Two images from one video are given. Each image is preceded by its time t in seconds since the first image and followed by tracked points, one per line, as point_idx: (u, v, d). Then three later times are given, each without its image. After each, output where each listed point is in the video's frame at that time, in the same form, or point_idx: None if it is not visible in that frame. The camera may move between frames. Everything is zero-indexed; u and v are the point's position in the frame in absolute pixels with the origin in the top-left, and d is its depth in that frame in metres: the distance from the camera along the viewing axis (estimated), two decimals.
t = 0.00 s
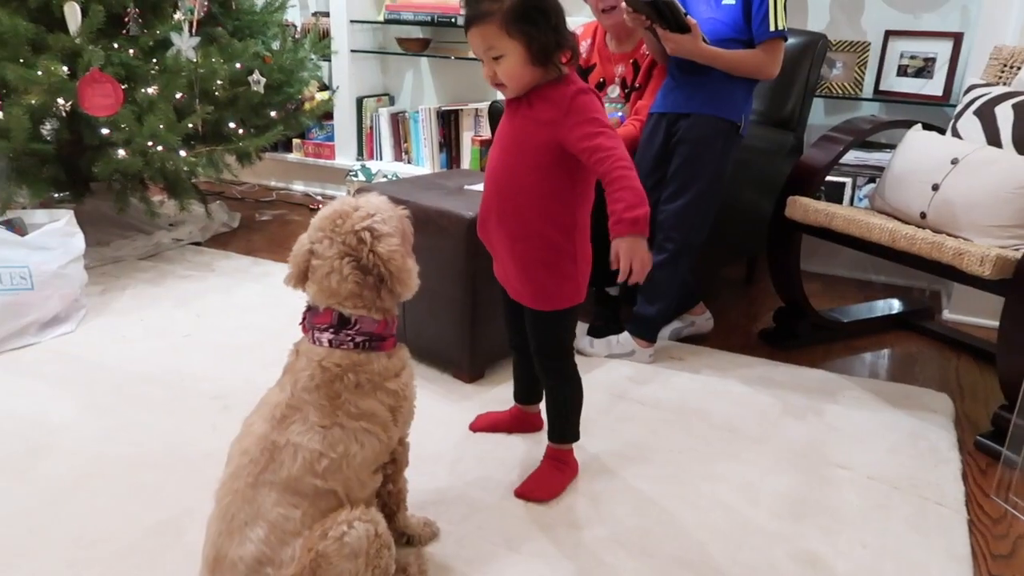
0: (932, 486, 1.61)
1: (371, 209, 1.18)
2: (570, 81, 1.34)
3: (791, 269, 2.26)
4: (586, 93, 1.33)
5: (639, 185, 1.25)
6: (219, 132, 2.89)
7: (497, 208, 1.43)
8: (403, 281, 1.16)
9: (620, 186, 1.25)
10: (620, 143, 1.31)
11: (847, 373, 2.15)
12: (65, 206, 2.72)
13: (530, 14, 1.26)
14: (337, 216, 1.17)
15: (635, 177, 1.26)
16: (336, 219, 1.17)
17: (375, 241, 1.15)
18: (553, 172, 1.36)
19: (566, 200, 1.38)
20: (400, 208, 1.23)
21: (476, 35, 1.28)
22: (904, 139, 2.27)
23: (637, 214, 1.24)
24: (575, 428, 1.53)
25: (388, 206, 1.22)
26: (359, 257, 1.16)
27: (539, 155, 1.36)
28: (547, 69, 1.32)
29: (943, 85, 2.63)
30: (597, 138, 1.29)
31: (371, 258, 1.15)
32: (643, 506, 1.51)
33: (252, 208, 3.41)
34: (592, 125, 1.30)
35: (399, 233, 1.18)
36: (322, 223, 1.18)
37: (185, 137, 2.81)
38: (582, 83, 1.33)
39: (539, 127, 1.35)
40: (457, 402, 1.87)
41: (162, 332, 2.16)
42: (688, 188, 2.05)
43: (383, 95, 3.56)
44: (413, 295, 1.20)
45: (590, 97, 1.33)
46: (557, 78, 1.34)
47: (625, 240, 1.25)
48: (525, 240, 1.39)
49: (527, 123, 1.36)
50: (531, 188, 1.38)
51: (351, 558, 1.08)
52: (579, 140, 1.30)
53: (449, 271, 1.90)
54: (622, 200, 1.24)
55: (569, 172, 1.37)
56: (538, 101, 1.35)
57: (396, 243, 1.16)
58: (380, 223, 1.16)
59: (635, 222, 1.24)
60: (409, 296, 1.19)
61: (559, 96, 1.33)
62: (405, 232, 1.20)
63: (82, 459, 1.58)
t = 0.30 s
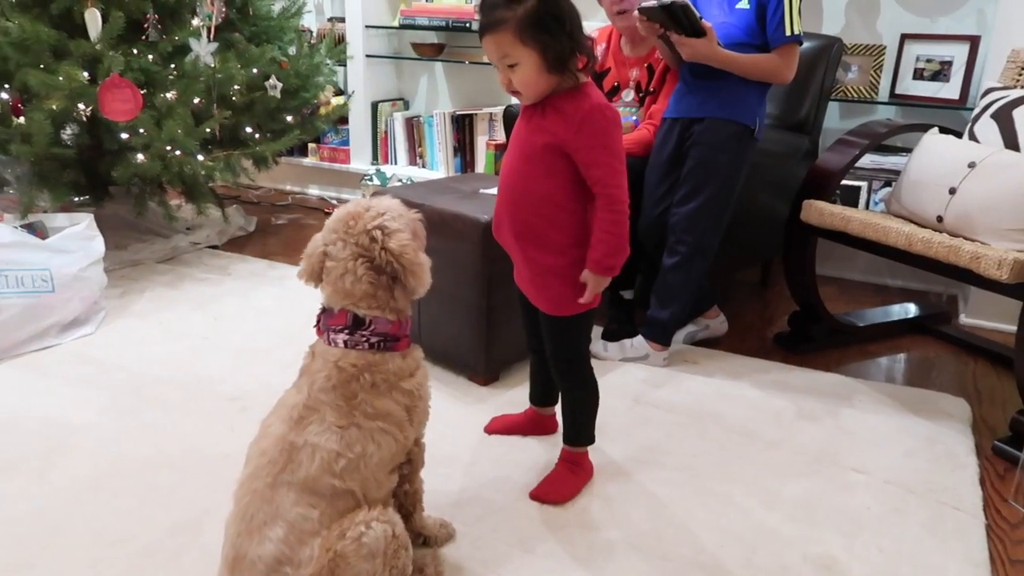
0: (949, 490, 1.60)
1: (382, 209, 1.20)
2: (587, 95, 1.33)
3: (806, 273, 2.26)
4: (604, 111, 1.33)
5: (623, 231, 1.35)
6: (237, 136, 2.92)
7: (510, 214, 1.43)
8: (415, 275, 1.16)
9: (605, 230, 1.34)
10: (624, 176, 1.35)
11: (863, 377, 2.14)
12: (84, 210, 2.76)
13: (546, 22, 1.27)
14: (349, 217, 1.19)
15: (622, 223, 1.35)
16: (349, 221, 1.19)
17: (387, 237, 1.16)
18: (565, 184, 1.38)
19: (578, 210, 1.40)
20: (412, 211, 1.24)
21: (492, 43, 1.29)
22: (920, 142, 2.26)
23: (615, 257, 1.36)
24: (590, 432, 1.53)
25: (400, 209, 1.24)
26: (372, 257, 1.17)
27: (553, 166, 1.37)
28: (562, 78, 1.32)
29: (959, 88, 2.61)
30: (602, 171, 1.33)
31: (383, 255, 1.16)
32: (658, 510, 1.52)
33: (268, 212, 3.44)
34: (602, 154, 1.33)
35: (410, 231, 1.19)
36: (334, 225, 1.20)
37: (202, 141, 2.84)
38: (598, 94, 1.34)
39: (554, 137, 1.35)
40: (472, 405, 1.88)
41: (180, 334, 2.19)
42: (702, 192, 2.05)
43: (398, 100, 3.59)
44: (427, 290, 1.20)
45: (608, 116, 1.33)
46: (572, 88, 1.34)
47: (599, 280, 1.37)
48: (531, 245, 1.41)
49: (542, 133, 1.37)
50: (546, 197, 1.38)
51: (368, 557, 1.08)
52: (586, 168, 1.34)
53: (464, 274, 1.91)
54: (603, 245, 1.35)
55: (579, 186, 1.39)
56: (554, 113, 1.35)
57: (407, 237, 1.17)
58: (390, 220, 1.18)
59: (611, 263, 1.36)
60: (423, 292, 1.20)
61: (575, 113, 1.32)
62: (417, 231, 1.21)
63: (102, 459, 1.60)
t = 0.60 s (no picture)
0: (966, 489, 1.59)
1: (393, 202, 1.21)
2: (604, 94, 1.33)
3: (821, 271, 2.25)
4: (621, 111, 1.32)
5: (636, 233, 1.36)
6: (252, 134, 2.93)
7: (526, 210, 1.43)
8: (425, 264, 1.17)
9: (619, 232, 1.35)
10: (640, 176, 1.35)
11: (878, 376, 2.13)
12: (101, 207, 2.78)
13: (561, 20, 1.27)
14: (360, 209, 1.20)
15: (638, 222, 1.35)
16: (360, 214, 1.20)
17: (396, 228, 1.17)
18: (582, 182, 1.38)
19: (595, 209, 1.40)
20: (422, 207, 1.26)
21: (507, 41, 1.29)
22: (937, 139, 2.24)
23: (629, 256, 1.36)
24: (606, 428, 1.53)
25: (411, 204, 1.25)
26: (382, 248, 1.18)
27: (570, 164, 1.37)
28: (578, 75, 1.32)
29: (977, 86, 2.59)
30: (617, 172, 1.33)
31: (393, 246, 1.17)
32: (672, 507, 1.51)
33: (282, 209, 3.46)
34: (617, 154, 1.32)
35: (420, 223, 1.21)
36: (346, 217, 1.21)
37: (218, 139, 2.86)
38: (616, 92, 1.33)
39: (571, 136, 1.35)
40: (485, 401, 1.88)
41: (196, 330, 2.20)
42: (716, 189, 2.04)
43: (411, 98, 3.59)
44: (437, 283, 1.20)
45: (625, 116, 1.32)
46: (588, 86, 1.33)
47: (612, 280, 1.38)
48: (548, 242, 1.42)
49: (559, 131, 1.36)
50: (562, 195, 1.39)
51: (385, 550, 1.09)
52: (602, 168, 1.33)
53: (478, 271, 1.91)
54: (616, 246, 1.35)
55: (596, 184, 1.38)
56: (571, 111, 1.35)
57: (417, 228, 1.18)
58: (401, 212, 1.19)
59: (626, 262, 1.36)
60: (433, 283, 1.20)
61: (591, 112, 1.32)
62: (427, 225, 1.22)
63: (119, 453, 1.62)
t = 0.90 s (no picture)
0: (993, 483, 1.56)
1: (408, 195, 1.20)
2: (621, 85, 1.30)
3: (841, 263, 2.21)
4: (639, 102, 1.30)
5: (655, 226, 1.34)
6: (264, 130, 2.92)
7: (544, 203, 1.42)
8: (439, 259, 1.15)
9: (637, 225, 1.32)
10: (659, 168, 1.33)
11: (900, 368, 2.09)
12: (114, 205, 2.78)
13: (577, 10, 1.24)
14: (375, 203, 1.19)
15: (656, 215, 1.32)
16: (373, 208, 1.18)
17: (410, 222, 1.16)
18: (600, 175, 1.36)
19: (613, 202, 1.37)
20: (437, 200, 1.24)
21: (521, 32, 1.27)
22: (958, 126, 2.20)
23: (647, 250, 1.33)
24: (624, 423, 1.51)
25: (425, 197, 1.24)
26: (396, 243, 1.16)
27: (587, 157, 1.35)
28: (594, 65, 1.30)
29: (997, 72, 2.55)
30: (635, 164, 1.30)
31: (407, 240, 1.15)
32: (694, 503, 1.49)
33: (295, 205, 3.45)
34: (635, 146, 1.30)
35: (434, 217, 1.19)
36: (360, 212, 1.19)
37: (230, 136, 2.85)
38: (634, 83, 1.31)
39: (588, 128, 1.33)
40: (502, 397, 1.87)
41: (211, 328, 2.20)
42: (733, 180, 2.01)
43: (423, 92, 3.58)
44: (452, 277, 1.19)
45: (643, 107, 1.30)
46: (605, 77, 1.31)
47: (630, 274, 1.36)
48: (565, 236, 1.40)
49: (576, 122, 1.34)
50: (579, 187, 1.37)
51: (405, 548, 1.08)
52: (620, 160, 1.31)
53: (494, 266, 1.90)
54: (635, 239, 1.33)
55: (614, 176, 1.36)
56: (588, 103, 1.33)
57: (431, 222, 1.16)
58: (415, 205, 1.17)
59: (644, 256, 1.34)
60: (447, 277, 1.18)
61: (609, 103, 1.30)
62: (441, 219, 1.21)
63: (136, 452, 1.61)
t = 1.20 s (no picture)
0: (1008, 504, 1.52)
1: (405, 208, 1.16)
2: (624, 93, 1.26)
3: (851, 271, 2.16)
4: (641, 112, 1.25)
5: (657, 239, 1.29)
6: (266, 132, 2.89)
7: (543, 213, 1.38)
8: (436, 275, 1.11)
9: (638, 239, 1.28)
10: (661, 180, 1.28)
11: (911, 380, 2.05)
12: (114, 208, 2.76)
13: (576, 16, 1.20)
14: (370, 216, 1.15)
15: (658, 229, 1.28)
16: (369, 221, 1.14)
17: (407, 236, 1.12)
18: (600, 185, 1.32)
19: (614, 214, 1.33)
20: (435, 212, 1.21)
21: (520, 39, 1.24)
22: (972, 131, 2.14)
23: (648, 265, 1.29)
24: (626, 440, 1.47)
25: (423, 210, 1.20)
26: (392, 258, 1.12)
27: (587, 167, 1.31)
28: (597, 73, 1.26)
29: (1012, 75, 2.46)
30: (636, 176, 1.26)
31: (403, 256, 1.11)
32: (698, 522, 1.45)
33: (297, 207, 3.42)
34: (637, 157, 1.26)
35: (432, 231, 1.15)
36: (355, 225, 1.15)
37: (232, 138, 2.82)
38: (636, 91, 1.26)
39: (589, 138, 1.29)
40: (504, 408, 1.83)
41: (210, 334, 2.17)
42: (741, 187, 1.96)
43: (427, 93, 3.54)
44: (451, 292, 1.15)
45: (646, 117, 1.25)
46: (606, 84, 1.27)
47: (631, 289, 1.32)
48: (565, 248, 1.36)
49: (577, 132, 1.30)
50: (579, 199, 1.33)
51: None
52: (621, 172, 1.27)
53: (495, 274, 1.86)
54: (635, 254, 1.29)
55: (616, 187, 1.32)
56: (589, 111, 1.28)
57: (429, 235, 1.12)
58: (412, 219, 1.14)
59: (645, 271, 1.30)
60: (445, 293, 1.14)
61: (610, 112, 1.25)
62: (440, 232, 1.17)
63: (129, 464, 1.58)
